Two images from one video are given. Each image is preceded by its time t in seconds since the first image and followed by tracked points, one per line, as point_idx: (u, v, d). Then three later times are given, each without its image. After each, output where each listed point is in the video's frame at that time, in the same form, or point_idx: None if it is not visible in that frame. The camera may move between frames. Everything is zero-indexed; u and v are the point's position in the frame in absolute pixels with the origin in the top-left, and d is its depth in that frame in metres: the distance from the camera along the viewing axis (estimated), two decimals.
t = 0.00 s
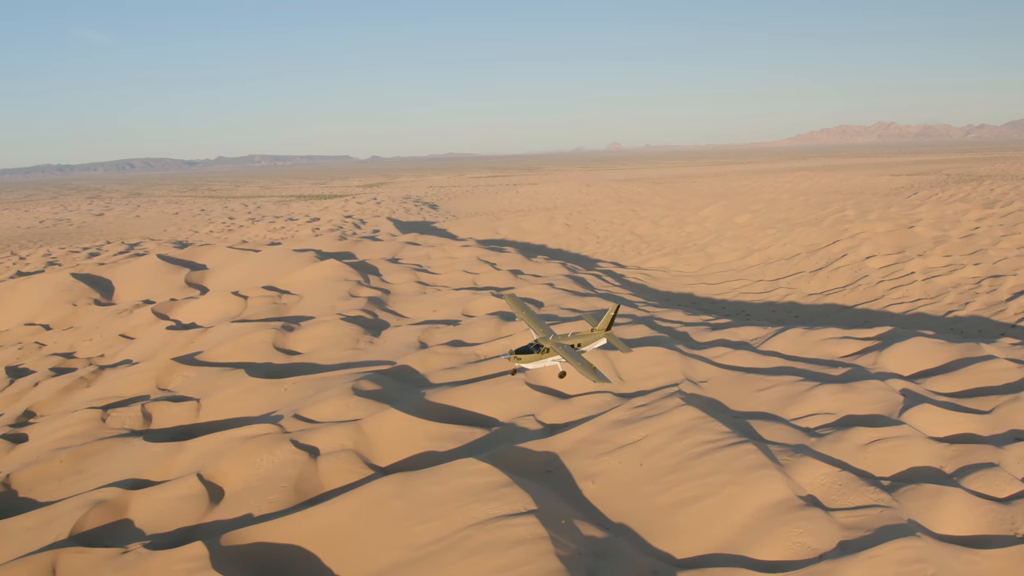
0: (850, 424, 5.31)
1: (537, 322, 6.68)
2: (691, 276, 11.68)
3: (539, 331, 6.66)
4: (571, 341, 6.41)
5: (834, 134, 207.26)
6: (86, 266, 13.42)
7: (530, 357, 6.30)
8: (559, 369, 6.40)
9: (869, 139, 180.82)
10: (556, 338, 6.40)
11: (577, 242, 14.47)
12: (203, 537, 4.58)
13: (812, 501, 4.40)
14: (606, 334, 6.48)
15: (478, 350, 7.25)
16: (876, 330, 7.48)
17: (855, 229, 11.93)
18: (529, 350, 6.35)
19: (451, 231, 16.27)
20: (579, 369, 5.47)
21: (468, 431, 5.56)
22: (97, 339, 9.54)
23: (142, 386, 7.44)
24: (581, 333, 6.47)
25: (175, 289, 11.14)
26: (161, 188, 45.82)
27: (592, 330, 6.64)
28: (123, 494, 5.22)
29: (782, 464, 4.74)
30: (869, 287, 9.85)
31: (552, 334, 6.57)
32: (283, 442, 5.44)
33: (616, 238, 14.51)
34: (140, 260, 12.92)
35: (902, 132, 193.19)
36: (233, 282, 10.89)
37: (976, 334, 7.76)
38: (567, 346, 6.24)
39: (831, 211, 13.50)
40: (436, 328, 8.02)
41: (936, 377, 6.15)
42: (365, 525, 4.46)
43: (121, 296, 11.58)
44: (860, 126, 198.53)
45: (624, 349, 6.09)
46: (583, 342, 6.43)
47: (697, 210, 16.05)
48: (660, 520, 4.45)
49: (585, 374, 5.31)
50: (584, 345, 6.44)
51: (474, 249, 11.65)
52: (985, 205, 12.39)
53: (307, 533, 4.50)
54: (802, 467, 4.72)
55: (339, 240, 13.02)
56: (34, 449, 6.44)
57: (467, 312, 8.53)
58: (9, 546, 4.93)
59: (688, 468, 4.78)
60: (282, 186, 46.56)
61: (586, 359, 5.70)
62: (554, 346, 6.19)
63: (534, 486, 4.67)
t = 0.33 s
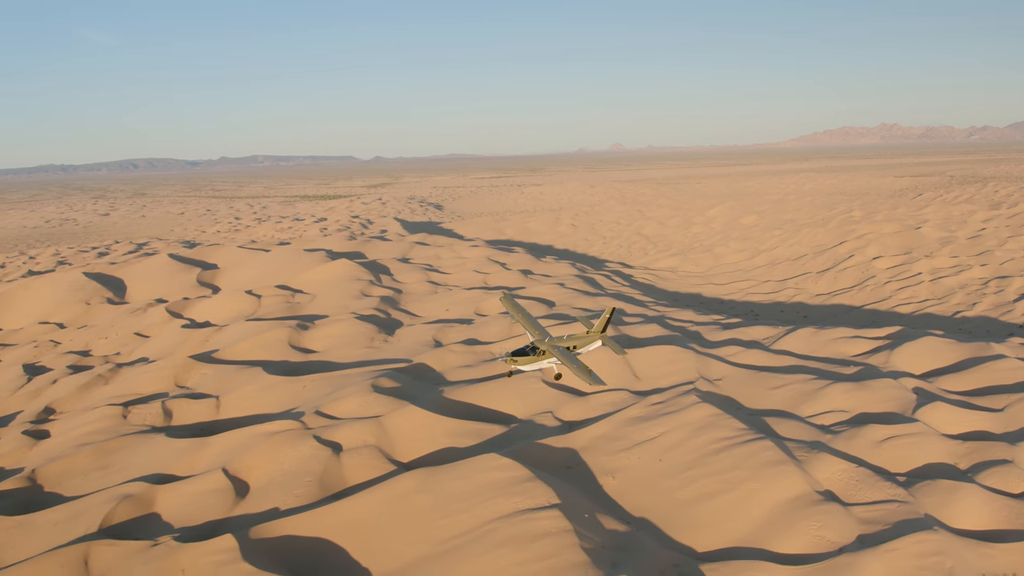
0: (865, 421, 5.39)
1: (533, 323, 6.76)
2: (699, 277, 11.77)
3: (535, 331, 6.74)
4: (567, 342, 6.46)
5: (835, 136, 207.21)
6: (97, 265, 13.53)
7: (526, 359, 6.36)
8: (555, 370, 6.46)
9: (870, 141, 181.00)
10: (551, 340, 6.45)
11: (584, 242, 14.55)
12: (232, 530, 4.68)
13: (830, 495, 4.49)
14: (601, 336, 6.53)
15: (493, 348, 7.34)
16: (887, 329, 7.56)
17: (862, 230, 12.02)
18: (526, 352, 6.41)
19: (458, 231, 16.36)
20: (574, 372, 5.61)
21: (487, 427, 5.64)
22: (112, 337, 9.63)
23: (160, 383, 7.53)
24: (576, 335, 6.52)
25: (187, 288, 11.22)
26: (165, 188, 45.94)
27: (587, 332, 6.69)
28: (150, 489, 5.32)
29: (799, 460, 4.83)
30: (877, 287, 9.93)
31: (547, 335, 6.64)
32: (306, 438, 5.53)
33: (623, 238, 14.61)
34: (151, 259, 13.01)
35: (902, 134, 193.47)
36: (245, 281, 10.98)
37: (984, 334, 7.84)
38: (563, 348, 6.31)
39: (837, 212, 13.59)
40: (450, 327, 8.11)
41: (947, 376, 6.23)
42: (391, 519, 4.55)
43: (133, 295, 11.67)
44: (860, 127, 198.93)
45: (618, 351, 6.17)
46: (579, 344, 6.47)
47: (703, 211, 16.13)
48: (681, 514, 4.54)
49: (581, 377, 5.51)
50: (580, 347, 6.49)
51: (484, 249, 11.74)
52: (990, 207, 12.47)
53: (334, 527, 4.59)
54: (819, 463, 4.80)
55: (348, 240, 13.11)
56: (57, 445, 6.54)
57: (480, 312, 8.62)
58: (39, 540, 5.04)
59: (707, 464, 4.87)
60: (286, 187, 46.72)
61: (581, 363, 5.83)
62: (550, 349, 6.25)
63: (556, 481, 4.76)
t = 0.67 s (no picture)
0: (883, 419, 5.46)
1: (532, 326, 6.83)
2: (710, 278, 11.84)
3: (535, 334, 6.83)
4: (566, 346, 6.55)
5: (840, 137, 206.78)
6: (113, 266, 13.68)
7: (526, 362, 6.39)
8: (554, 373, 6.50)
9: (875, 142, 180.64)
10: (551, 343, 6.53)
11: (594, 244, 14.64)
12: (263, 524, 4.77)
13: (851, 490, 4.56)
14: (600, 338, 6.67)
15: (511, 347, 7.44)
16: (901, 329, 7.63)
17: (872, 231, 12.08)
18: (526, 355, 6.44)
19: (468, 233, 16.46)
20: (574, 374, 5.66)
21: (510, 425, 5.73)
22: (131, 337, 9.76)
23: (182, 382, 7.64)
24: (576, 338, 6.62)
25: (203, 289, 11.35)
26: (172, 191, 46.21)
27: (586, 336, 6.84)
28: (180, 485, 5.42)
29: (819, 456, 4.91)
30: (888, 288, 9.99)
31: (547, 339, 6.72)
32: (332, 435, 5.63)
33: (633, 239, 14.70)
34: (166, 260, 13.15)
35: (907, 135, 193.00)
36: (261, 281, 11.10)
37: (997, 334, 7.89)
38: (563, 351, 6.39)
39: (847, 214, 13.65)
40: (467, 327, 8.21)
41: (963, 374, 6.30)
42: (420, 513, 4.64)
43: (149, 295, 11.81)
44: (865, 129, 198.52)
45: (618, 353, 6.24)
46: (578, 347, 6.60)
47: (712, 212, 16.20)
48: (705, 509, 4.61)
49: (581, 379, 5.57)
50: (579, 350, 6.61)
51: (496, 250, 11.84)
52: (1001, 207, 12.52)
53: (364, 521, 4.68)
54: (839, 459, 4.88)
55: (361, 241, 13.22)
56: (83, 442, 6.66)
57: (496, 311, 8.71)
58: (73, 534, 5.15)
59: (728, 460, 4.95)
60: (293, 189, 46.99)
61: (580, 366, 5.89)
62: (550, 352, 6.32)
63: (580, 477, 4.85)
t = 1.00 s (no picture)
0: (899, 415, 5.55)
1: (530, 328, 6.75)
2: (719, 277, 11.93)
3: (533, 337, 6.73)
4: (564, 349, 6.51)
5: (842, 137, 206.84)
6: (126, 266, 13.81)
7: (525, 365, 6.38)
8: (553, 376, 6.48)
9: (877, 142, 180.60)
10: (549, 346, 6.47)
11: (602, 244, 14.75)
12: (292, 518, 4.86)
13: (870, 485, 4.65)
14: (598, 341, 6.60)
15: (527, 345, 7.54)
16: (913, 328, 7.71)
17: (880, 231, 12.15)
18: (525, 358, 6.43)
19: (477, 233, 16.57)
20: (572, 377, 5.63)
21: (531, 421, 5.83)
22: (148, 336, 9.87)
23: (202, 380, 7.75)
24: (573, 341, 6.58)
25: (217, 289, 11.46)
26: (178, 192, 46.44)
27: (585, 338, 6.77)
28: (207, 481, 5.52)
29: (838, 451, 4.99)
30: (897, 287, 10.07)
31: (545, 341, 6.65)
32: (356, 431, 5.72)
33: (641, 240, 14.79)
34: (179, 261, 13.27)
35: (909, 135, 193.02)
36: (275, 281, 11.21)
37: (1007, 333, 7.95)
38: (561, 354, 6.34)
39: (854, 214, 13.73)
40: (483, 326, 8.31)
41: (977, 372, 6.37)
42: (447, 508, 4.73)
43: (163, 295, 11.93)
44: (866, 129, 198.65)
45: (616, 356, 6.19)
46: (576, 349, 6.52)
47: (719, 213, 16.29)
48: (727, 504, 4.70)
49: (579, 382, 5.52)
50: (577, 352, 6.54)
51: (507, 250, 11.93)
52: (1008, 207, 12.58)
53: (392, 515, 4.78)
54: (858, 454, 4.97)
55: (372, 241, 13.33)
56: (108, 440, 6.76)
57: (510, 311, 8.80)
58: (104, 529, 5.25)
59: (748, 456, 5.04)
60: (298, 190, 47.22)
61: (578, 368, 5.83)
62: (548, 354, 6.28)
63: (603, 472, 4.94)
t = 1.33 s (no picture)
0: (917, 410, 5.62)
1: (531, 328, 6.85)
2: (731, 275, 11.99)
3: (534, 337, 6.83)
4: (564, 350, 6.60)
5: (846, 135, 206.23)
6: (141, 264, 13.94)
7: (525, 365, 6.48)
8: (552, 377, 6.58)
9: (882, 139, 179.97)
10: (549, 347, 6.57)
11: (612, 242, 14.82)
12: (322, 510, 4.97)
13: (891, 477, 4.73)
14: (598, 342, 6.71)
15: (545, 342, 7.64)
16: (926, 324, 7.76)
17: (891, 228, 12.18)
18: (526, 359, 6.53)
19: (486, 231, 16.66)
20: (572, 378, 5.70)
21: (553, 416, 5.93)
22: (167, 333, 9.99)
23: (224, 375, 7.87)
24: (573, 342, 6.65)
25: (233, 286, 11.58)
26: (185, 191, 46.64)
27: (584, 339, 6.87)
28: (236, 474, 5.64)
29: (857, 445, 5.08)
30: (909, 284, 10.10)
31: (546, 342, 6.74)
32: (381, 426, 5.83)
33: (651, 237, 14.86)
34: (193, 259, 13.39)
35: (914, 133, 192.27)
36: (290, 279, 11.33)
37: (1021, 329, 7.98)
38: (562, 355, 6.43)
39: (865, 211, 13.75)
40: (499, 323, 8.42)
41: (992, 368, 6.43)
42: (475, 499, 4.84)
43: (179, 293, 12.05)
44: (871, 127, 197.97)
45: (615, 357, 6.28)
46: (575, 350, 6.64)
47: (729, 210, 16.35)
48: (749, 496, 4.79)
49: (580, 382, 5.59)
50: (577, 353, 6.66)
51: (519, 248, 12.01)
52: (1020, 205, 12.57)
53: (421, 507, 4.88)
54: (878, 447, 5.05)
55: (385, 239, 13.44)
56: (134, 435, 6.88)
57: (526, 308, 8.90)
58: (137, 521, 5.36)
59: (769, 449, 5.13)
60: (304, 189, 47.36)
61: (578, 369, 5.92)
62: (549, 355, 6.36)
63: (627, 465, 5.03)
